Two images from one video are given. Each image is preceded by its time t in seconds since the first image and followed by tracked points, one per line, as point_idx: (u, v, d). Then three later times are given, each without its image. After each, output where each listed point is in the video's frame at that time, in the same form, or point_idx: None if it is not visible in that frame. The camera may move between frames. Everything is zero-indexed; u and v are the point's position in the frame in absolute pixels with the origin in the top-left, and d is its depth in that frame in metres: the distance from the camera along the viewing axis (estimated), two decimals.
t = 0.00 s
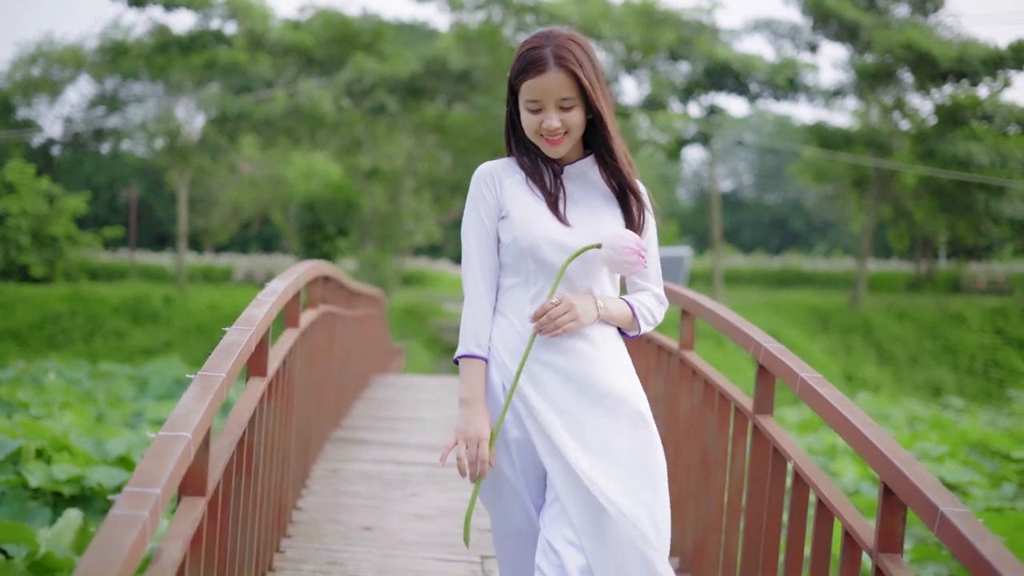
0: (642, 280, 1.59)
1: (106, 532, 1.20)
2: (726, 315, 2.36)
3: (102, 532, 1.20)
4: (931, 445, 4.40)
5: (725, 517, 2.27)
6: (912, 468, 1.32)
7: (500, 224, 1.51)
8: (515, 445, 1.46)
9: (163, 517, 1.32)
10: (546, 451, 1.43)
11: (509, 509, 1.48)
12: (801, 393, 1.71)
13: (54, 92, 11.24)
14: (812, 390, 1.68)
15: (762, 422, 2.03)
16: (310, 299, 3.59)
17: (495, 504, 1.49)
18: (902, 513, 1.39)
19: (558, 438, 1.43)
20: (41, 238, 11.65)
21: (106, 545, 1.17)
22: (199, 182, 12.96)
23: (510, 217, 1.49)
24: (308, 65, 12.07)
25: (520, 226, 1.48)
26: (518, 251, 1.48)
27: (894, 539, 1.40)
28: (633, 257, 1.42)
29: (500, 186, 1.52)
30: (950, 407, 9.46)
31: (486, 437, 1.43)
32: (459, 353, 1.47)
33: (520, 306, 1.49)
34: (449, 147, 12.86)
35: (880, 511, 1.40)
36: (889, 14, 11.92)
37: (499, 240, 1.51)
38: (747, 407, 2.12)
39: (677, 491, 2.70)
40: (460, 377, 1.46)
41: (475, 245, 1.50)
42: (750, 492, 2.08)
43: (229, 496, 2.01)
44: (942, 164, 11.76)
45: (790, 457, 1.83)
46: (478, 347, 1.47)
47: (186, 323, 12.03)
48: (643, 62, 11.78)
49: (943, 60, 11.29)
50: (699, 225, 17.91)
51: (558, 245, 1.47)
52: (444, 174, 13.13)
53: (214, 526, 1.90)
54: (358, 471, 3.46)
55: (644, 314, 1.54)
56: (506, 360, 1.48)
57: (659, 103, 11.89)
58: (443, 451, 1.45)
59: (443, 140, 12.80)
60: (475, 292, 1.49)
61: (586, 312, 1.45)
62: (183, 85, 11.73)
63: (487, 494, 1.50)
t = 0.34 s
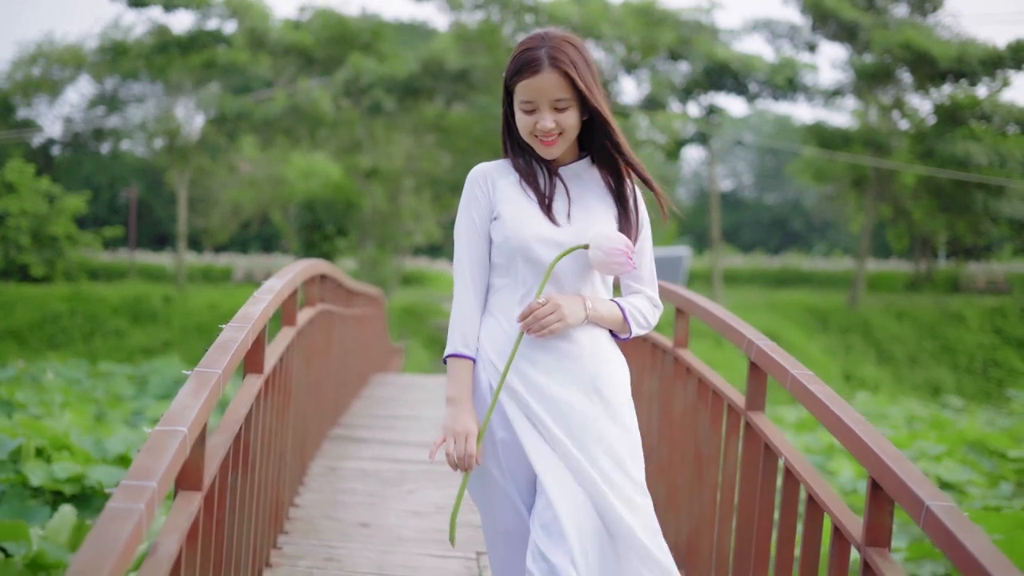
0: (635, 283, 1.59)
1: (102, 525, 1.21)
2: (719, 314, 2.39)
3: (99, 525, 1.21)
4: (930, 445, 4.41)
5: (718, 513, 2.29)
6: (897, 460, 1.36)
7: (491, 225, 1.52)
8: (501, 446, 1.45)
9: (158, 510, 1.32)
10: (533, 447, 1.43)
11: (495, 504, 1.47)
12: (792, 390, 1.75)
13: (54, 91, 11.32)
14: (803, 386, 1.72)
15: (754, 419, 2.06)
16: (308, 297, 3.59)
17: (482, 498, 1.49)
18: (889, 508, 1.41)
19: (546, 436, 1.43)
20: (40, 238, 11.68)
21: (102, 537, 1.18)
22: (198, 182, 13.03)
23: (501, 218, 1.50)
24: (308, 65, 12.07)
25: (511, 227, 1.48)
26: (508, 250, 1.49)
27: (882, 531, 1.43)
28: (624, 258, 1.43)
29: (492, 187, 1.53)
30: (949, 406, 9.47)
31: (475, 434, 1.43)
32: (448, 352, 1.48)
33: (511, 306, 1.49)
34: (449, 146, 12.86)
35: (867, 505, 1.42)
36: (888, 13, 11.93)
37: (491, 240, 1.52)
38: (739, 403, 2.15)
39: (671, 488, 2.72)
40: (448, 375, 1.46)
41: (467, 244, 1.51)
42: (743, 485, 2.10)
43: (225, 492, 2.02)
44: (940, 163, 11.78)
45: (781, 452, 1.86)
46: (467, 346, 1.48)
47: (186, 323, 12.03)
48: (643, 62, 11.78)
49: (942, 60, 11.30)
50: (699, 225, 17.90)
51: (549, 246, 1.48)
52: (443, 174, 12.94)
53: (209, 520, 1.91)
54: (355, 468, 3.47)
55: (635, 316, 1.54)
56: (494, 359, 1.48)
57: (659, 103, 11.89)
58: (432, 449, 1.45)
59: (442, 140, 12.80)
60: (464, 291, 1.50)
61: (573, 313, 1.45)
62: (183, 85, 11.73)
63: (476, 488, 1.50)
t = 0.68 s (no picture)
0: (631, 287, 1.59)
1: (100, 519, 1.21)
2: (713, 313, 2.43)
3: (97, 519, 1.21)
4: (928, 444, 4.42)
5: (713, 510, 2.31)
6: (887, 458, 1.42)
7: (483, 227, 1.52)
8: (490, 448, 1.44)
9: (156, 504, 1.33)
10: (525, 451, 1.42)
11: (486, 504, 1.46)
12: (785, 386, 1.79)
13: (54, 92, 11.34)
14: (795, 381, 1.76)
15: (747, 416, 2.09)
16: (306, 296, 3.60)
17: (474, 496, 1.48)
18: (879, 505, 1.48)
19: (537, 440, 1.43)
20: (40, 238, 11.69)
21: (100, 530, 1.18)
22: (198, 182, 12.99)
23: (493, 218, 1.50)
24: (309, 65, 12.06)
25: (502, 227, 1.48)
26: (498, 251, 1.49)
27: (872, 529, 1.49)
28: (612, 259, 1.43)
29: (485, 189, 1.54)
30: (949, 406, 9.48)
31: (464, 434, 1.43)
32: (436, 353, 1.48)
33: (500, 307, 1.49)
34: (448, 146, 12.85)
35: (859, 501, 1.49)
36: (887, 13, 11.93)
37: (483, 240, 1.52)
38: (734, 400, 2.18)
39: (666, 486, 2.75)
40: (435, 374, 1.47)
41: (460, 244, 1.52)
42: (737, 481, 2.13)
43: (223, 488, 2.03)
44: (940, 163, 11.77)
45: (773, 448, 1.91)
46: (456, 347, 1.48)
47: (186, 323, 12.03)
48: (642, 63, 11.79)
49: (942, 60, 11.30)
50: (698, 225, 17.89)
51: (540, 247, 1.47)
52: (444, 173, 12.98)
53: (208, 516, 1.92)
54: (353, 466, 3.47)
55: (628, 319, 1.52)
56: (482, 359, 1.47)
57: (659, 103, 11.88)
58: (420, 449, 1.45)
59: (442, 139, 12.79)
60: (455, 292, 1.51)
61: (562, 314, 1.45)
62: (183, 85, 11.74)
63: (467, 486, 1.49)
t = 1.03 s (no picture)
0: (624, 291, 1.57)
1: (99, 514, 1.22)
2: (708, 312, 2.45)
3: (97, 515, 1.22)
4: (926, 443, 4.43)
5: (708, 507, 2.33)
6: (878, 456, 1.42)
7: (475, 230, 1.53)
8: (480, 452, 1.44)
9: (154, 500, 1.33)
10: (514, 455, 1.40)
11: (479, 507, 1.45)
12: (778, 385, 1.80)
13: (54, 92, 11.34)
14: (788, 381, 1.77)
15: (741, 414, 2.10)
16: (305, 296, 3.61)
17: (467, 497, 1.47)
18: (869, 501, 1.49)
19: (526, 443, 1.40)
20: (40, 238, 11.71)
21: (100, 526, 1.19)
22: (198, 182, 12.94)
23: (483, 223, 1.51)
24: (309, 65, 12.07)
25: (492, 231, 1.49)
26: (487, 253, 1.50)
27: (863, 526, 1.50)
28: (598, 260, 1.42)
29: (479, 194, 1.55)
30: (949, 406, 9.47)
31: (455, 436, 1.43)
32: (427, 357, 1.49)
33: (491, 312, 1.49)
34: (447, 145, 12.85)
35: (850, 499, 1.50)
36: (887, 13, 11.94)
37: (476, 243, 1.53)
38: (728, 399, 2.20)
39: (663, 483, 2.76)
40: (426, 378, 1.47)
41: (451, 248, 1.54)
42: (731, 480, 2.14)
43: (222, 485, 2.03)
44: (939, 163, 11.77)
45: (767, 447, 1.93)
46: (445, 351, 1.49)
47: (185, 322, 12.05)
48: (641, 63, 11.79)
49: (942, 60, 11.31)
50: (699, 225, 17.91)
51: (529, 250, 1.47)
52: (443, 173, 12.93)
53: (206, 513, 1.92)
54: (352, 465, 3.48)
55: (620, 322, 1.51)
56: (474, 359, 1.47)
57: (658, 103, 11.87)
58: (409, 451, 1.45)
59: (442, 139, 12.79)
60: (445, 296, 1.52)
61: (551, 317, 1.44)
62: (182, 84, 11.76)
63: (460, 488, 1.48)
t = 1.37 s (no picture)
0: (621, 293, 1.56)
1: (101, 510, 1.23)
2: (704, 312, 2.46)
3: (97, 510, 1.22)
4: (924, 443, 4.45)
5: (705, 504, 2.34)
6: (871, 453, 1.44)
7: (469, 232, 1.54)
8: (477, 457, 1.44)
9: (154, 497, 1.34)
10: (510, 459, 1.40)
11: (476, 509, 1.46)
12: (772, 383, 1.82)
13: (54, 92, 11.36)
14: (782, 379, 1.79)
15: (737, 413, 2.12)
16: (305, 296, 3.62)
17: (463, 498, 1.48)
18: (861, 499, 1.51)
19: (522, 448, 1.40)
20: (41, 238, 11.72)
21: (101, 522, 1.19)
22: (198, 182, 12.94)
23: (477, 225, 1.51)
24: (309, 64, 12.08)
25: (484, 232, 1.50)
26: (478, 254, 1.50)
27: (854, 522, 1.52)
28: (587, 257, 1.40)
29: (472, 197, 1.55)
30: (948, 404, 9.48)
31: (447, 431, 1.44)
32: (421, 359, 1.50)
33: (483, 313, 1.50)
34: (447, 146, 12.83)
35: (843, 495, 1.52)
36: (886, 13, 11.94)
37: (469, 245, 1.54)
38: (723, 398, 2.21)
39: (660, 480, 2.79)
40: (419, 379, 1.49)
41: (443, 252, 1.55)
42: (726, 479, 2.16)
43: (222, 483, 2.04)
44: (938, 163, 11.78)
45: (762, 445, 1.94)
46: (438, 354, 1.50)
47: (185, 322, 12.06)
48: (640, 63, 11.81)
49: (941, 60, 11.34)
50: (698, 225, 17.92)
51: (518, 251, 1.48)
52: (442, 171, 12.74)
53: (206, 509, 1.93)
54: (350, 464, 3.48)
55: (616, 324, 1.50)
56: (466, 358, 1.48)
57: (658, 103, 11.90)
58: (401, 448, 1.46)
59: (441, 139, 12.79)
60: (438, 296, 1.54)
61: (543, 317, 1.43)
62: (182, 84, 11.76)
63: (455, 484, 1.49)
